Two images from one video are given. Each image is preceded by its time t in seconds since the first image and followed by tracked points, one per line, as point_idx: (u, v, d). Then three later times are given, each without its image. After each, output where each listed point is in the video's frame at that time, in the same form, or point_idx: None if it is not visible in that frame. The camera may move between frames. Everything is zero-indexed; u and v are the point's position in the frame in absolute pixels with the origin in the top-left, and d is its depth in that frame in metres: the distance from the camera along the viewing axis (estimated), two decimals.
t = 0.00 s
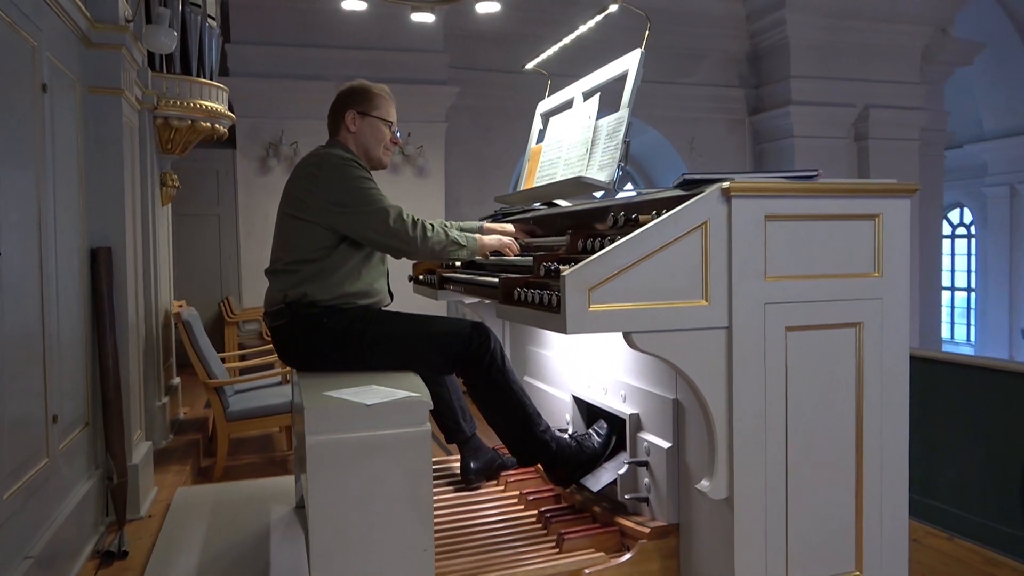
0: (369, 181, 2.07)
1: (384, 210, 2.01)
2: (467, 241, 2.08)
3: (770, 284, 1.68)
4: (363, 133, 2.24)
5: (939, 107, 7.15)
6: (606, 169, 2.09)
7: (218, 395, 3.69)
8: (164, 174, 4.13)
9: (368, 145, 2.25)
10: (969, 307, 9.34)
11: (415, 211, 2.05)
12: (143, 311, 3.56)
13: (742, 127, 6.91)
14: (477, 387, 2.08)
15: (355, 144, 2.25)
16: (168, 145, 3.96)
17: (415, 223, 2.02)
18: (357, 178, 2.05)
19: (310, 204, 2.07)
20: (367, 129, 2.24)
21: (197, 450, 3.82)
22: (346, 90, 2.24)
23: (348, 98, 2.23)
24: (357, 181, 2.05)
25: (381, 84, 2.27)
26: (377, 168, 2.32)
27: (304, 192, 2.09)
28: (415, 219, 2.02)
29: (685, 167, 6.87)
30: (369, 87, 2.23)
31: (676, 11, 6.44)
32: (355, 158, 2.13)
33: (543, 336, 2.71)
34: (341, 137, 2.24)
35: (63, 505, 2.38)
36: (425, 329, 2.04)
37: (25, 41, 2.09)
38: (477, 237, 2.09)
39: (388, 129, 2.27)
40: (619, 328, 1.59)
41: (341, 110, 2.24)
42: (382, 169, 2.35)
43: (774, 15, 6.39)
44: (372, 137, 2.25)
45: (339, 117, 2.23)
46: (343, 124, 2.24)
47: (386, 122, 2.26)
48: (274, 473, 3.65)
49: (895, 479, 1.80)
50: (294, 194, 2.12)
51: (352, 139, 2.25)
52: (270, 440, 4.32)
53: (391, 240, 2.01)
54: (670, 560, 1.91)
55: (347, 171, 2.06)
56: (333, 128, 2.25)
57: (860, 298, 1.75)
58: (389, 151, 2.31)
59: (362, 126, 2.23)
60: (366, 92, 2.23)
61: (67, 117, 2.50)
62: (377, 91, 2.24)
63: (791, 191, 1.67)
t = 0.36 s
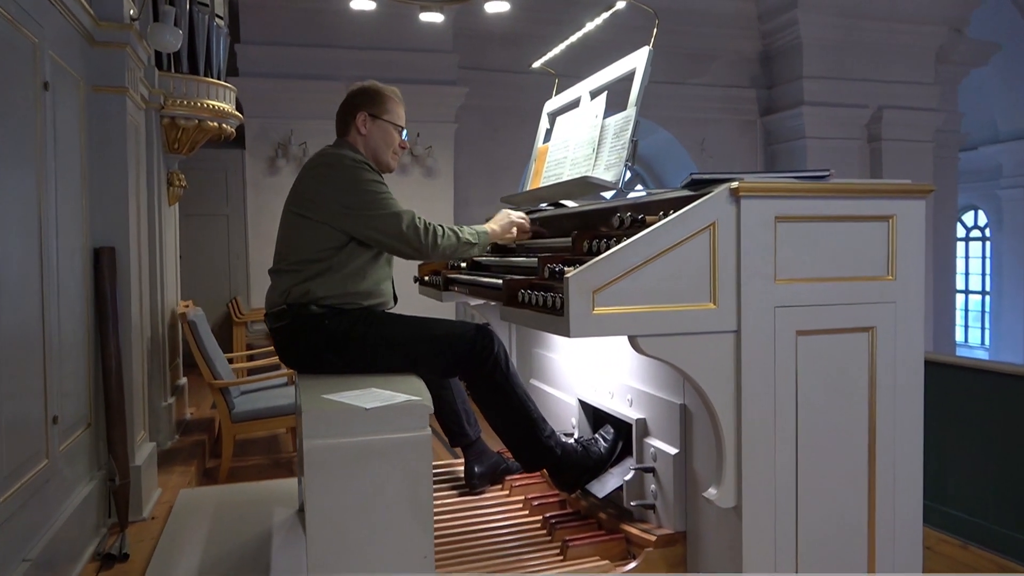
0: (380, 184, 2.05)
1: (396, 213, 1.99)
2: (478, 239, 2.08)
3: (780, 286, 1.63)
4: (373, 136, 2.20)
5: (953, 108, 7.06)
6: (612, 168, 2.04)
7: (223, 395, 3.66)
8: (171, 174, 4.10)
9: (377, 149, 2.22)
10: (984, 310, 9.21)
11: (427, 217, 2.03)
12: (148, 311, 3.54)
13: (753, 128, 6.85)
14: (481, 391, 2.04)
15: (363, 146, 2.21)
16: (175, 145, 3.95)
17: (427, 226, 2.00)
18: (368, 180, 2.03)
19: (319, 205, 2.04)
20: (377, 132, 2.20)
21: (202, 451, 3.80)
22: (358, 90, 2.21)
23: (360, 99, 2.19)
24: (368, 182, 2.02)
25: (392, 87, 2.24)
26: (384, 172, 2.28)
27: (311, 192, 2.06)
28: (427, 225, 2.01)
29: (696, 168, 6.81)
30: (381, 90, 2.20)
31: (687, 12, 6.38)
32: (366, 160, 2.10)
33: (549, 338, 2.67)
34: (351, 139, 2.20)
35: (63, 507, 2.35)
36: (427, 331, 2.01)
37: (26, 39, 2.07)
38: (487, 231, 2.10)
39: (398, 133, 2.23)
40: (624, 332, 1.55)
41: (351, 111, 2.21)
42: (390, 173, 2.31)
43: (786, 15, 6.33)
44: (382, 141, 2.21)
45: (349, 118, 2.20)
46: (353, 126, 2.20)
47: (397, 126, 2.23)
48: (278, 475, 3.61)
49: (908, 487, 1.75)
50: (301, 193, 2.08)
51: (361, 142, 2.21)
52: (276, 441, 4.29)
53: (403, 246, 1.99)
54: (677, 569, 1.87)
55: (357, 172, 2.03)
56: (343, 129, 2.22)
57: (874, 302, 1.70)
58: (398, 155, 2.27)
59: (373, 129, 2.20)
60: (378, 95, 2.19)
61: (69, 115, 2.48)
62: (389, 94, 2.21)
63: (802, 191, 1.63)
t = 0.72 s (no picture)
0: (386, 184, 2.02)
1: (406, 214, 1.97)
2: (488, 243, 2.07)
3: (784, 286, 1.58)
4: (372, 139, 2.14)
5: (961, 105, 6.98)
6: (613, 166, 2.00)
7: (224, 399, 3.63)
8: (172, 177, 4.07)
9: (376, 152, 2.16)
10: (993, 309, 9.12)
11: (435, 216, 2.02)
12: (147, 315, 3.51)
13: (759, 126, 6.79)
14: (479, 394, 2.00)
15: (364, 150, 2.15)
16: (175, 148, 3.90)
17: (437, 227, 2.00)
18: (374, 180, 1.99)
19: (323, 204, 2.00)
20: (376, 135, 2.14)
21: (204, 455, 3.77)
22: (355, 92, 2.15)
23: (357, 101, 2.13)
24: (375, 183, 1.99)
25: (390, 87, 2.17)
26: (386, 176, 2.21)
27: (315, 192, 2.02)
28: (437, 224, 2.00)
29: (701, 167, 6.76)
30: (378, 91, 2.14)
31: (693, 10, 6.33)
32: (370, 160, 2.07)
33: (552, 341, 2.63)
34: (350, 143, 2.14)
35: (59, 514, 2.32)
36: (425, 334, 1.97)
37: (17, 40, 2.04)
38: (498, 237, 2.10)
39: (397, 134, 2.17)
40: (623, 334, 1.50)
41: (349, 114, 2.14)
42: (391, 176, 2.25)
43: (792, 13, 6.27)
44: (381, 144, 2.15)
45: (347, 122, 2.13)
46: (351, 129, 2.14)
47: (396, 127, 2.16)
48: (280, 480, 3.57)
49: (918, 492, 1.70)
50: (303, 193, 2.05)
51: (360, 145, 2.14)
52: (278, 444, 4.27)
53: (412, 245, 1.98)
54: None
55: (363, 173, 2.00)
56: (341, 133, 2.15)
57: (881, 302, 1.65)
58: (398, 157, 2.20)
59: (371, 132, 2.13)
60: (376, 96, 2.13)
61: (64, 118, 2.45)
62: (387, 95, 2.14)
63: (806, 188, 1.58)
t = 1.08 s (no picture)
0: (388, 185, 1.99)
1: (408, 215, 1.94)
2: (493, 246, 2.03)
3: (792, 294, 1.55)
4: (372, 143, 2.11)
5: (972, 107, 6.92)
6: (617, 170, 1.97)
7: (227, 403, 3.60)
8: (176, 180, 4.05)
9: (377, 156, 2.12)
10: (1004, 312, 9.04)
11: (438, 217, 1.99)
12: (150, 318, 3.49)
13: (768, 129, 6.74)
14: (481, 402, 1.97)
15: (364, 155, 2.12)
16: (179, 150, 3.91)
17: (440, 228, 1.97)
18: (376, 181, 1.97)
19: (325, 207, 1.98)
20: (376, 138, 2.11)
21: (207, 460, 3.75)
22: (355, 96, 2.12)
23: (357, 106, 2.10)
24: (377, 184, 1.96)
25: (391, 90, 2.14)
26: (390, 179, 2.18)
27: (316, 195, 2.00)
28: (440, 226, 1.97)
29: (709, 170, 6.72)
30: (378, 94, 2.10)
31: (700, 12, 6.29)
32: (372, 162, 2.04)
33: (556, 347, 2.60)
34: (350, 147, 2.11)
35: (58, 520, 2.30)
36: (426, 340, 1.94)
37: (16, 43, 2.02)
38: (504, 241, 2.05)
39: (398, 137, 2.13)
40: (626, 343, 1.47)
41: (350, 118, 2.12)
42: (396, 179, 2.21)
43: (800, 15, 6.23)
44: (382, 147, 2.11)
45: (347, 127, 2.11)
46: (351, 134, 2.11)
47: (397, 131, 2.12)
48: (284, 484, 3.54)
49: (929, 503, 1.66)
50: (305, 196, 2.02)
51: (361, 150, 2.12)
52: (282, 448, 4.25)
53: (415, 247, 1.95)
54: None
55: (365, 174, 1.97)
56: (341, 137, 2.13)
57: (892, 310, 1.61)
58: (401, 160, 2.16)
59: (371, 136, 2.10)
60: (375, 100, 2.09)
61: (64, 121, 2.43)
62: (387, 98, 2.11)
63: (815, 192, 1.54)
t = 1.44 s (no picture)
0: (387, 182, 1.95)
1: (408, 211, 1.90)
2: (497, 244, 1.99)
3: (803, 294, 1.50)
4: (371, 143, 2.06)
5: (977, 105, 6.86)
6: (622, 168, 1.92)
7: (228, 408, 3.56)
8: (176, 182, 4.01)
9: (377, 156, 2.08)
10: (1010, 311, 8.98)
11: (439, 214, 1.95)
12: (149, 322, 3.46)
13: (772, 128, 6.69)
14: (483, 406, 1.92)
15: (363, 155, 2.08)
16: (179, 152, 3.87)
17: (441, 224, 1.93)
18: (375, 179, 1.93)
19: (323, 206, 1.93)
20: (374, 138, 2.06)
21: (208, 464, 3.72)
22: (355, 95, 2.08)
23: (355, 106, 2.06)
24: (376, 182, 1.92)
25: (392, 90, 2.09)
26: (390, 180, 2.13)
27: (313, 195, 1.96)
28: (441, 222, 1.93)
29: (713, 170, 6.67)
30: (377, 93, 2.06)
31: (704, 11, 6.25)
32: (371, 160, 2.00)
33: (560, 350, 2.55)
34: (348, 148, 2.07)
35: (53, 527, 2.26)
36: (426, 343, 1.89)
37: (8, 42, 1.98)
38: (508, 241, 2.01)
39: (398, 137, 2.08)
40: (631, 345, 1.42)
41: (349, 118, 2.08)
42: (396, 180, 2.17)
43: (804, 14, 6.17)
44: (380, 147, 2.07)
45: (346, 126, 2.07)
46: (350, 134, 2.07)
47: (396, 130, 2.08)
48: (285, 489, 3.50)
49: (949, 509, 1.60)
50: (302, 196, 1.98)
51: (359, 150, 2.07)
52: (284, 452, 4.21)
53: (415, 245, 1.90)
54: None
55: (364, 171, 1.93)
56: (340, 137, 2.09)
57: (905, 310, 1.56)
58: (401, 160, 2.12)
59: (370, 135, 2.06)
60: (374, 98, 2.05)
61: (58, 121, 2.39)
62: (387, 97, 2.06)
63: (828, 189, 1.49)
